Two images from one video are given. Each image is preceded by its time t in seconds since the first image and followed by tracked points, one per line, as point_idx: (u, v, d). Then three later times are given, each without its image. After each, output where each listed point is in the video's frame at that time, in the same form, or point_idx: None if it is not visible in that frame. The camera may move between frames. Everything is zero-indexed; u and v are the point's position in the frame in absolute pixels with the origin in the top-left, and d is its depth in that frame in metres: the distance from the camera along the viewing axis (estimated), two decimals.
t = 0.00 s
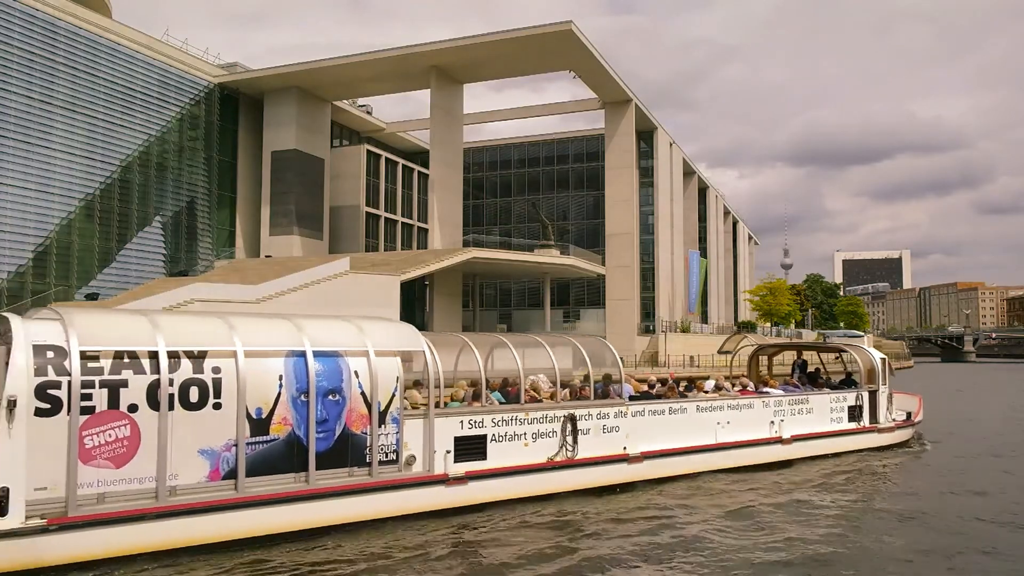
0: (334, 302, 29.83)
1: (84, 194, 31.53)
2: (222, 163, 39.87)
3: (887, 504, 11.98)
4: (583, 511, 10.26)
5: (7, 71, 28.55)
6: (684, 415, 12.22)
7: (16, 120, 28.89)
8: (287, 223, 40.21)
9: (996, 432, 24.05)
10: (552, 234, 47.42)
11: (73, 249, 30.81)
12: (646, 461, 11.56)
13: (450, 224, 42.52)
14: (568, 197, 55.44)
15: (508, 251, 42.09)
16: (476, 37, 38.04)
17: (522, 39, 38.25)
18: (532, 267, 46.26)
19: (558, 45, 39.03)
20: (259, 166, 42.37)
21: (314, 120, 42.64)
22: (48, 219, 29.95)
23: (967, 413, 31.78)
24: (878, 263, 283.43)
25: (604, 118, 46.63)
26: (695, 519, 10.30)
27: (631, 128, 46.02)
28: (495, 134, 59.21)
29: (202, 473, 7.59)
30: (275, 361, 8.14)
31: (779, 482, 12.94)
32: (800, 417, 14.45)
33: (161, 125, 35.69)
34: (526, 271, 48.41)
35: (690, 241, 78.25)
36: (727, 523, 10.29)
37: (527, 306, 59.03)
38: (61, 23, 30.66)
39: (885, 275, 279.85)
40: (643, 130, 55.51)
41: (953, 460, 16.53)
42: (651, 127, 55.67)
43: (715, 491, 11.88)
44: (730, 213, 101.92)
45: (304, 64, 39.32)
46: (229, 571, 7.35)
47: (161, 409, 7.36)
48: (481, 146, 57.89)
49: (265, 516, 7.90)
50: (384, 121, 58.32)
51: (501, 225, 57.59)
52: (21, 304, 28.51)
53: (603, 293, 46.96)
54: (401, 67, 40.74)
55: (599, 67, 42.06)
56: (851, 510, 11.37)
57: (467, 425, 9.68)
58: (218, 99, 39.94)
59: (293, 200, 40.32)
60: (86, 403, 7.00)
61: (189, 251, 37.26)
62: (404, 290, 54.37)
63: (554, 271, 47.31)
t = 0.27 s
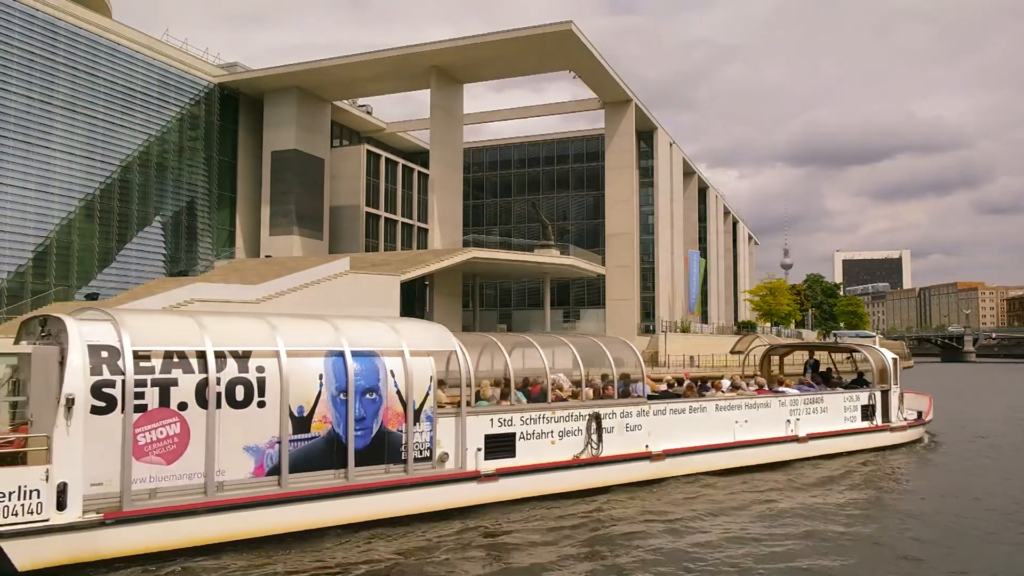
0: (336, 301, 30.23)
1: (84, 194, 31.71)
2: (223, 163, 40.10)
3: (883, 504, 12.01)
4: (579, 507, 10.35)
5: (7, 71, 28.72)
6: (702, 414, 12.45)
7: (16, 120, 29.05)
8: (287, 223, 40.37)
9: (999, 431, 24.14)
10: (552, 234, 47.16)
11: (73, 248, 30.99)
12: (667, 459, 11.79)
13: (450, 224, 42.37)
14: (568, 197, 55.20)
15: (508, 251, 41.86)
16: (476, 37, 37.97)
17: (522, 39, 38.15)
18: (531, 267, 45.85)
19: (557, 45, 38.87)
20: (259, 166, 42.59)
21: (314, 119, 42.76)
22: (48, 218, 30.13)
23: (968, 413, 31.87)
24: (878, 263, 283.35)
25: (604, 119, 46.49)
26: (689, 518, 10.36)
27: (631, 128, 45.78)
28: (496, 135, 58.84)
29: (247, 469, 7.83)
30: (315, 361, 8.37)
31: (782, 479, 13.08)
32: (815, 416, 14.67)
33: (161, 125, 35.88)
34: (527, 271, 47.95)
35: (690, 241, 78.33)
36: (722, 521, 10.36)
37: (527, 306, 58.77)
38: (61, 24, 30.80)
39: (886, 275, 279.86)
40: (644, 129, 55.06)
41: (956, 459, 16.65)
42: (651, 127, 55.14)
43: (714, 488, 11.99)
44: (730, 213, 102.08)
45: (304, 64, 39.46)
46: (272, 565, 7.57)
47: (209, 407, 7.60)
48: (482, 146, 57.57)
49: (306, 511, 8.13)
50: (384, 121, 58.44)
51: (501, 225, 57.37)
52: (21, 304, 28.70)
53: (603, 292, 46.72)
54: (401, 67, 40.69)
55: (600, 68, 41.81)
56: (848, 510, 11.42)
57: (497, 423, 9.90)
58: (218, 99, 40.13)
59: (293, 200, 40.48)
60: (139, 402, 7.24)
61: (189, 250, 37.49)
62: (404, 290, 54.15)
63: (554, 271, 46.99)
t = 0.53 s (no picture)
0: (336, 302, 30.32)
1: (84, 194, 31.97)
2: (223, 163, 40.29)
3: (881, 501, 12.06)
4: (578, 503, 10.44)
5: (7, 71, 29.00)
6: (721, 412, 12.68)
7: (16, 120, 29.33)
8: (287, 223, 40.46)
9: (1000, 430, 24.21)
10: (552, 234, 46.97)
11: (72, 248, 31.27)
12: (687, 457, 12.03)
13: (451, 224, 42.46)
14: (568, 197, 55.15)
15: (508, 251, 41.68)
16: (476, 38, 38.03)
17: (522, 39, 38.21)
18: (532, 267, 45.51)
19: (556, 45, 38.89)
20: (260, 166, 42.77)
21: (314, 120, 42.87)
22: (48, 218, 30.41)
23: (969, 412, 31.88)
24: (879, 263, 283.23)
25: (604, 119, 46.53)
26: (685, 513, 10.45)
27: (631, 128, 45.81)
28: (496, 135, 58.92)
29: (289, 466, 8.06)
30: (354, 360, 8.60)
31: (782, 474, 13.25)
32: (829, 415, 14.88)
33: (161, 125, 36.08)
34: (527, 271, 47.63)
35: (691, 241, 78.30)
36: (718, 516, 10.44)
37: (528, 306, 58.78)
38: (61, 24, 31.02)
39: (886, 275, 279.72)
40: (644, 129, 54.74)
41: (957, 456, 16.78)
42: (651, 127, 54.69)
43: (714, 483, 12.15)
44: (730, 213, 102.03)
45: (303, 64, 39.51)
46: (313, 559, 7.79)
47: (254, 405, 7.82)
48: (482, 146, 57.66)
49: (344, 506, 8.35)
50: (384, 122, 58.56)
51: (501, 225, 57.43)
52: (21, 303, 28.92)
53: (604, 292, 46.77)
54: (402, 67, 40.79)
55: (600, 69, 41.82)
56: (845, 505, 11.48)
57: (525, 422, 10.13)
58: (218, 99, 40.31)
59: (293, 200, 40.58)
60: (188, 400, 7.47)
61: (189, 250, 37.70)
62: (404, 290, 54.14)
63: (555, 271, 46.63)
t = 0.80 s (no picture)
0: (335, 304, 30.39)
1: (84, 194, 32.60)
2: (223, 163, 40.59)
3: (878, 501, 12.11)
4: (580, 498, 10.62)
5: (7, 71, 29.67)
6: (739, 411, 12.91)
7: (16, 120, 30.01)
8: (287, 223, 40.59)
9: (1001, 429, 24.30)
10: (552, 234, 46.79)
11: (72, 247, 31.96)
12: (707, 455, 12.27)
13: (450, 224, 42.59)
14: (568, 197, 55.23)
15: (508, 251, 41.30)
16: (476, 38, 38.16)
17: (522, 40, 38.34)
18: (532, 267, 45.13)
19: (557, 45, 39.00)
20: (260, 166, 43.00)
21: (314, 120, 43.01)
22: (48, 218, 31.11)
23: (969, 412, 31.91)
24: (879, 263, 283.18)
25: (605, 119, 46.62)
26: (680, 513, 10.53)
27: (631, 129, 45.96)
28: (496, 135, 59.07)
29: (329, 463, 8.28)
30: (389, 359, 8.83)
31: (781, 471, 13.43)
32: (843, 415, 15.10)
33: (161, 124, 36.50)
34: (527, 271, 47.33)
35: (691, 241, 78.34)
36: (714, 517, 10.49)
37: (528, 305, 58.87)
38: (60, 24, 31.59)
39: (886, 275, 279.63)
40: (643, 128, 54.70)
41: (957, 455, 16.92)
42: (652, 127, 54.51)
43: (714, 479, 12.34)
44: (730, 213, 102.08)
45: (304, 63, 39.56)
46: (351, 554, 8.01)
47: (297, 404, 8.06)
48: (482, 146, 57.80)
49: (382, 502, 8.58)
50: (385, 122, 58.72)
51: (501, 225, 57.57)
52: (22, 304, 29.72)
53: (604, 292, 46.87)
54: (402, 68, 40.93)
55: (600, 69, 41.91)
56: (840, 506, 11.56)
57: (553, 420, 10.36)
58: (218, 98, 40.57)
59: (293, 201, 40.71)
60: (235, 398, 7.71)
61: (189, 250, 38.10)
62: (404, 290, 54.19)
63: (555, 271, 46.29)
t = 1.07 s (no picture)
0: (335, 305, 30.53)
1: (83, 194, 32.77)
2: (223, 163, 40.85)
3: (871, 498, 12.31)
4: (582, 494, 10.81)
5: (7, 71, 29.83)
6: (757, 410, 13.15)
7: (16, 119, 30.16)
8: (287, 223, 40.74)
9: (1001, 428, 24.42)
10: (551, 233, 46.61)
11: (72, 247, 32.12)
12: (726, 453, 12.50)
13: (450, 224, 42.74)
14: (568, 197, 55.35)
15: (508, 251, 40.89)
16: (475, 39, 38.29)
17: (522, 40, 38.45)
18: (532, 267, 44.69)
19: (558, 45, 39.03)
20: (260, 166, 43.26)
21: (314, 120, 43.20)
22: (48, 218, 31.25)
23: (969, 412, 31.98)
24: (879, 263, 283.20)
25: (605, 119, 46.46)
26: (675, 508, 10.75)
27: (631, 129, 45.83)
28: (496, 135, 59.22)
29: (367, 459, 8.53)
30: (424, 359, 9.07)
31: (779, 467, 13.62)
32: (856, 413, 15.35)
33: (160, 125, 36.72)
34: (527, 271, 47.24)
35: (691, 241, 78.41)
36: (706, 513, 10.71)
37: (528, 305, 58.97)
38: (60, 24, 31.82)
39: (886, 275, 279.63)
40: (643, 128, 54.52)
41: (956, 453, 17.09)
42: (652, 127, 54.49)
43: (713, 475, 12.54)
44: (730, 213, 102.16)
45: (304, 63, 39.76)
46: (380, 547, 8.25)
47: (337, 402, 8.30)
48: (482, 146, 57.96)
49: (416, 498, 8.82)
50: (385, 122, 58.92)
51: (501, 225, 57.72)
52: (21, 303, 29.84)
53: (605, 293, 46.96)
54: (402, 68, 41.08)
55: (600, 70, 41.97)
56: (833, 503, 11.76)
57: (578, 418, 10.60)
58: (218, 98, 40.80)
59: (293, 201, 40.85)
60: (279, 396, 7.95)
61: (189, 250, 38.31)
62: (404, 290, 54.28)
63: (555, 271, 45.93)
